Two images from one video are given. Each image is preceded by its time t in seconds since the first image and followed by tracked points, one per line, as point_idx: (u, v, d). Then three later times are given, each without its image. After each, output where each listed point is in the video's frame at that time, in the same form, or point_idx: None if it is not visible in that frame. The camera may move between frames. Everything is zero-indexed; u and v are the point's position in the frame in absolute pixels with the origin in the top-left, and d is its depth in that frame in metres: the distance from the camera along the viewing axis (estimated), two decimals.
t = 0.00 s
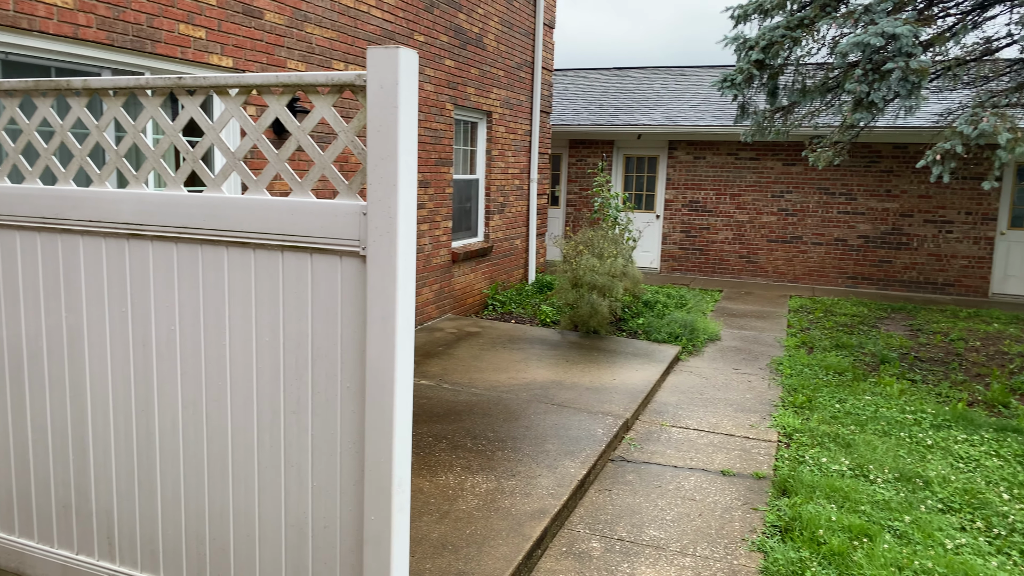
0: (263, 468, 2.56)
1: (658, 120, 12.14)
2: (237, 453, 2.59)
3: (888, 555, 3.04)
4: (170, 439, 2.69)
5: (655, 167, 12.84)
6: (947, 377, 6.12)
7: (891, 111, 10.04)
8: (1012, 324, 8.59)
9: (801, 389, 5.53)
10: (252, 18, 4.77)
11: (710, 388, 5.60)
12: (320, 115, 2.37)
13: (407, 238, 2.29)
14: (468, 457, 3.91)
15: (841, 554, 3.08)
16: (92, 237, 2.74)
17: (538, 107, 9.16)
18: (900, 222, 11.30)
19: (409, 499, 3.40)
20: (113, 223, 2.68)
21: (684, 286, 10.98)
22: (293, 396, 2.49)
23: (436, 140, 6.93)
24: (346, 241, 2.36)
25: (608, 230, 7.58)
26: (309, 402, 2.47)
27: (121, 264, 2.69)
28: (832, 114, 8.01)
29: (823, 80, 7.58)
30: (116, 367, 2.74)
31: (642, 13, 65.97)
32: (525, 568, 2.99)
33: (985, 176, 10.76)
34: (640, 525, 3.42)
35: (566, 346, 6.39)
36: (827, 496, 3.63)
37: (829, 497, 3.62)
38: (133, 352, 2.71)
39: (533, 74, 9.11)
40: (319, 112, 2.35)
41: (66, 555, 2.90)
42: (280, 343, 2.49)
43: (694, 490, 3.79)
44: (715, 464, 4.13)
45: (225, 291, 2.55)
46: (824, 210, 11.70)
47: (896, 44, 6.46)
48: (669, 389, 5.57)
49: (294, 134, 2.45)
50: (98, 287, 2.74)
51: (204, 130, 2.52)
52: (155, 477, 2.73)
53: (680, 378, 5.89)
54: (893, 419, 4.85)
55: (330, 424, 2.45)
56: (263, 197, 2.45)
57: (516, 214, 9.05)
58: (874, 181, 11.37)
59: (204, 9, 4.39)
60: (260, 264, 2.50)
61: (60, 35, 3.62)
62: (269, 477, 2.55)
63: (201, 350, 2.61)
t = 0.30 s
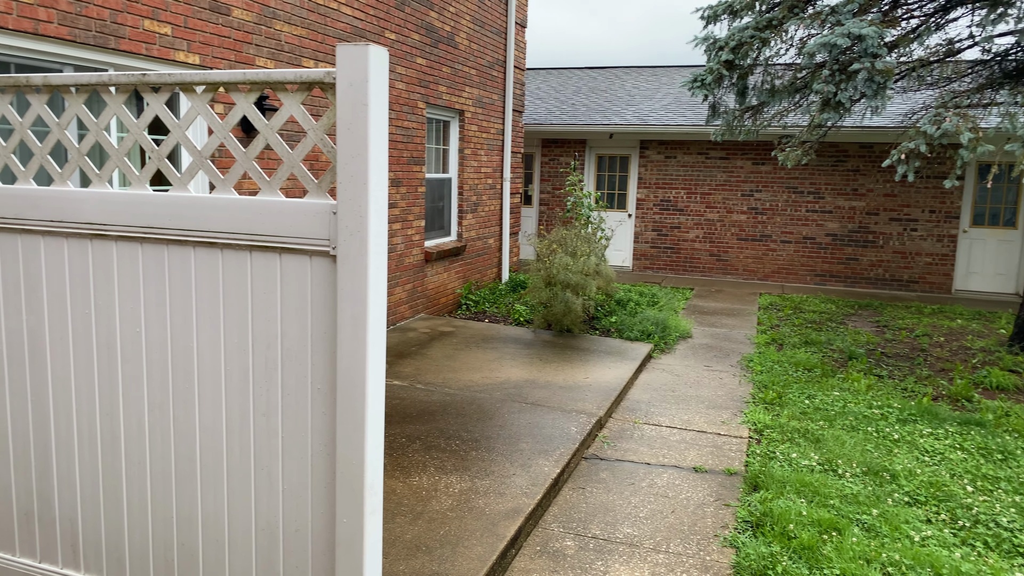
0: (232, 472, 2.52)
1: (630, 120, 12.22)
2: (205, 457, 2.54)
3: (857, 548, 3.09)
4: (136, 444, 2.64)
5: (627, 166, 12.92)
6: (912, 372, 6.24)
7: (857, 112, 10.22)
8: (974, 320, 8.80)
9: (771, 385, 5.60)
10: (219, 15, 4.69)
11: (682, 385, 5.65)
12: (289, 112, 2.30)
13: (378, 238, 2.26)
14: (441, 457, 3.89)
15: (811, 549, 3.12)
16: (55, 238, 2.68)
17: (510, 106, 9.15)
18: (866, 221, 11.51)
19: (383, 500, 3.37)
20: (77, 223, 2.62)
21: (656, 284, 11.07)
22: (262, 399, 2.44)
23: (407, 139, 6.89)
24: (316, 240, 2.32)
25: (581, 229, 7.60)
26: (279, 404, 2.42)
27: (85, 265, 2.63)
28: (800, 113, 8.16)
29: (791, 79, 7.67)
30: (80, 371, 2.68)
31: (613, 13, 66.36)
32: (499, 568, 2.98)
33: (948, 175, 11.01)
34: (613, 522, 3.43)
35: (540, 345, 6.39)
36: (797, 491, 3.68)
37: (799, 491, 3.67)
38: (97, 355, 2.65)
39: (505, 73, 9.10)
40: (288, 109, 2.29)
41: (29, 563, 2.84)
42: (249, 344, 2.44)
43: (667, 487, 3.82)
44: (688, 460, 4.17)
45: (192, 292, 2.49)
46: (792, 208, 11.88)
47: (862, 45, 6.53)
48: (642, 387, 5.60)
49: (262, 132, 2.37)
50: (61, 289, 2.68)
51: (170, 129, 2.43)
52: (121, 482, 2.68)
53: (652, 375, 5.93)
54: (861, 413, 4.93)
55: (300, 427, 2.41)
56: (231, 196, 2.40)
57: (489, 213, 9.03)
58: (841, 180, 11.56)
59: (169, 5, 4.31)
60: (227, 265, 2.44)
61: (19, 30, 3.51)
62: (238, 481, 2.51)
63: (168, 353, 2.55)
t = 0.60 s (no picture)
0: (204, 476, 2.47)
1: (605, 119, 12.27)
2: (176, 461, 2.49)
3: (830, 542, 3.13)
4: (104, 448, 2.58)
5: (602, 166, 12.97)
6: (883, 368, 6.35)
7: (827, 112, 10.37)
8: (941, 316, 8.98)
9: (745, 382, 5.66)
10: (189, 11, 4.61)
11: (658, 383, 5.68)
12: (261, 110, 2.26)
13: (353, 237, 2.23)
14: (418, 458, 3.87)
15: (785, 544, 3.15)
16: (19, 238, 2.61)
17: (485, 105, 9.13)
18: (837, 219, 11.69)
19: (359, 502, 3.34)
20: (42, 223, 2.55)
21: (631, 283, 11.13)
22: (235, 402, 2.40)
23: (382, 137, 6.84)
24: (289, 240, 2.28)
25: (556, 228, 7.62)
26: (252, 407, 2.38)
27: (51, 265, 2.57)
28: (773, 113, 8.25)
29: (764, 80, 7.81)
30: (46, 375, 2.62)
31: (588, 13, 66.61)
32: (476, 568, 2.97)
33: (916, 173, 11.22)
34: (590, 521, 3.43)
35: (516, 344, 6.39)
36: (771, 487, 3.72)
37: (774, 487, 3.71)
38: (64, 358, 2.59)
39: (480, 72, 9.08)
40: (259, 107, 2.24)
41: None
42: (221, 346, 2.40)
43: (643, 485, 3.84)
44: (664, 458, 4.19)
45: (162, 294, 2.44)
46: (765, 207, 12.02)
47: (833, 45, 6.64)
48: (618, 385, 5.63)
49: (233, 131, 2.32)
50: (26, 291, 2.62)
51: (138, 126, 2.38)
52: (89, 488, 2.62)
53: (628, 374, 5.96)
54: (833, 409, 5.00)
55: (274, 429, 2.37)
56: (201, 195, 2.35)
57: (465, 212, 9.00)
58: (813, 179, 11.73)
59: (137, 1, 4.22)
60: (198, 264, 2.40)
61: None
62: (210, 485, 2.46)
63: (137, 355, 2.50)
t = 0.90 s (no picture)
0: (178, 481, 2.42)
1: (583, 118, 12.29)
2: (150, 465, 2.44)
3: (808, 538, 3.16)
4: (75, 453, 2.52)
5: (580, 165, 13.00)
6: (858, 364, 6.44)
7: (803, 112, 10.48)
8: (915, 313, 9.12)
9: (723, 379, 5.70)
10: (161, 7, 4.53)
11: (637, 381, 5.70)
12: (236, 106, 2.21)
13: (330, 236, 2.19)
14: (397, 459, 3.83)
15: (764, 540, 3.17)
16: None
17: (464, 104, 9.11)
18: (813, 218, 11.83)
19: (338, 504, 3.30)
20: (9, 221, 2.48)
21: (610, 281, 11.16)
22: (210, 404, 2.36)
23: (360, 136, 6.79)
24: (265, 238, 2.24)
25: (536, 226, 7.63)
26: (227, 409, 2.34)
27: (18, 266, 2.50)
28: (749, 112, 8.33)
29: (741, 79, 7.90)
30: (14, 379, 2.56)
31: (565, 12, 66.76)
32: (457, 569, 2.94)
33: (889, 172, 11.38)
34: (571, 520, 3.43)
35: (495, 343, 6.37)
36: (751, 483, 3.74)
37: (753, 484, 3.74)
38: (33, 361, 2.52)
39: (458, 70, 9.04)
40: (234, 103, 2.20)
41: None
42: (195, 347, 2.35)
43: (623, 483, 3.84)
44: (644, 455, 4.20)
45: (135, 293, 2.39)
46: (741, 206, 12.12)
47: (809, 46, 6.69)
48: (597, 383, 5.64)
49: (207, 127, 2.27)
50: None
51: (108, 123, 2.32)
52: (60, 493, 2.57)
53: (607, 372, 5.97)
54: (810, 406, 5.05)
55: (251, 431, 2.33)
56: (174, 193, 2.30)
57: (444, 211, 8.96)
58: (789, 178, 11.85)
59: None
60: (172, 264, 2.34)
61: None
62: (185, 490, 2.41)
63: (109, 357, 2.44)
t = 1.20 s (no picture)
0: (159, 485, 2.38)
1: (568, 118, 12.29)
2: (130, 470, 2.40)
3: (795, 536, 3.17)
4: (53, 458, 2.47)
5: (565, 164, 13.00)
6: (841, 362, 6.49)
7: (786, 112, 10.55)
8: (896, 311, 9.22)
9: (708, 378, 5.72)
10: (141, 4, 4.46)
11: (623, 380, 5.71)
12: (217, 104, 2.17)
13: (313, 235, 2.16)
14: (383, 461, 3.80)
15: (751, 539, 3.18)
16: None
17: (448, 103, 9.07)
18: (796, 217, 11.91)
19: (322, 507, 3.27)
20: None
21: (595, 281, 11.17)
22: (191, 406, 2.32)
23: (343, 135, 6.74)
24: (247, 238, 2.20)
25: (521, 226, 7.62)
26: (210, 411, 2.30)
27: None
28: (733, 112, 8.37)
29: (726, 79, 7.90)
30: None
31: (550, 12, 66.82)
32: (444, 571, 2.92)
33: (871, 172, 11.49)
34: (558, 520, 3.42)
35: (481, 343, 6.35)
36: (737, 482, 3.75)
37: (739, 483, 3.74)
38: (9, 365, 2.47)
39: (443, 69, 9.00)
40: (215, 100, 2.16)
41: None
42: (176, 349, 2.31)
43: (610, 483, 3.84)
44: (630, 455, 4.20)
45: (114, 294, 2.34)
46: (725, 205, 12.19)
47: (793, 46, 6.74)
48: (584, 382, 5.63)
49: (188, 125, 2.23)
50: None
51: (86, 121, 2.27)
52: (37, 500, 2.51)
53: (594, 371, 5.97)
54: (795, 405, 5.08)
55: (233, 434, 2.29)
56: (154, 192, 2.26)
57: (428, 211, 8.92)
58: (772, 178, 11.93)
59: None
60: (152, 264, 2.30)
61: None
62: (166, 495, 2.37)
63: (87, 360, 2.39)
